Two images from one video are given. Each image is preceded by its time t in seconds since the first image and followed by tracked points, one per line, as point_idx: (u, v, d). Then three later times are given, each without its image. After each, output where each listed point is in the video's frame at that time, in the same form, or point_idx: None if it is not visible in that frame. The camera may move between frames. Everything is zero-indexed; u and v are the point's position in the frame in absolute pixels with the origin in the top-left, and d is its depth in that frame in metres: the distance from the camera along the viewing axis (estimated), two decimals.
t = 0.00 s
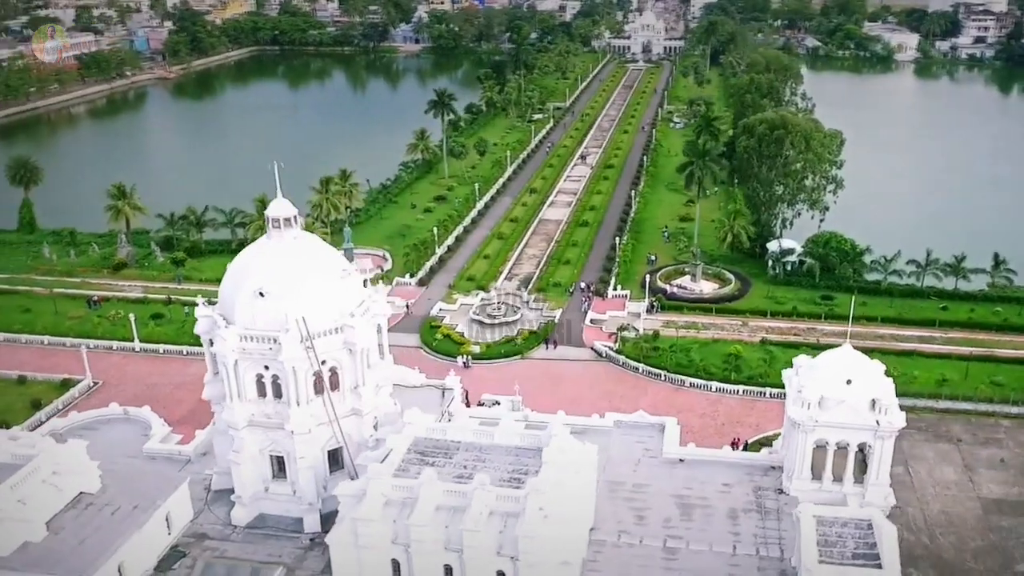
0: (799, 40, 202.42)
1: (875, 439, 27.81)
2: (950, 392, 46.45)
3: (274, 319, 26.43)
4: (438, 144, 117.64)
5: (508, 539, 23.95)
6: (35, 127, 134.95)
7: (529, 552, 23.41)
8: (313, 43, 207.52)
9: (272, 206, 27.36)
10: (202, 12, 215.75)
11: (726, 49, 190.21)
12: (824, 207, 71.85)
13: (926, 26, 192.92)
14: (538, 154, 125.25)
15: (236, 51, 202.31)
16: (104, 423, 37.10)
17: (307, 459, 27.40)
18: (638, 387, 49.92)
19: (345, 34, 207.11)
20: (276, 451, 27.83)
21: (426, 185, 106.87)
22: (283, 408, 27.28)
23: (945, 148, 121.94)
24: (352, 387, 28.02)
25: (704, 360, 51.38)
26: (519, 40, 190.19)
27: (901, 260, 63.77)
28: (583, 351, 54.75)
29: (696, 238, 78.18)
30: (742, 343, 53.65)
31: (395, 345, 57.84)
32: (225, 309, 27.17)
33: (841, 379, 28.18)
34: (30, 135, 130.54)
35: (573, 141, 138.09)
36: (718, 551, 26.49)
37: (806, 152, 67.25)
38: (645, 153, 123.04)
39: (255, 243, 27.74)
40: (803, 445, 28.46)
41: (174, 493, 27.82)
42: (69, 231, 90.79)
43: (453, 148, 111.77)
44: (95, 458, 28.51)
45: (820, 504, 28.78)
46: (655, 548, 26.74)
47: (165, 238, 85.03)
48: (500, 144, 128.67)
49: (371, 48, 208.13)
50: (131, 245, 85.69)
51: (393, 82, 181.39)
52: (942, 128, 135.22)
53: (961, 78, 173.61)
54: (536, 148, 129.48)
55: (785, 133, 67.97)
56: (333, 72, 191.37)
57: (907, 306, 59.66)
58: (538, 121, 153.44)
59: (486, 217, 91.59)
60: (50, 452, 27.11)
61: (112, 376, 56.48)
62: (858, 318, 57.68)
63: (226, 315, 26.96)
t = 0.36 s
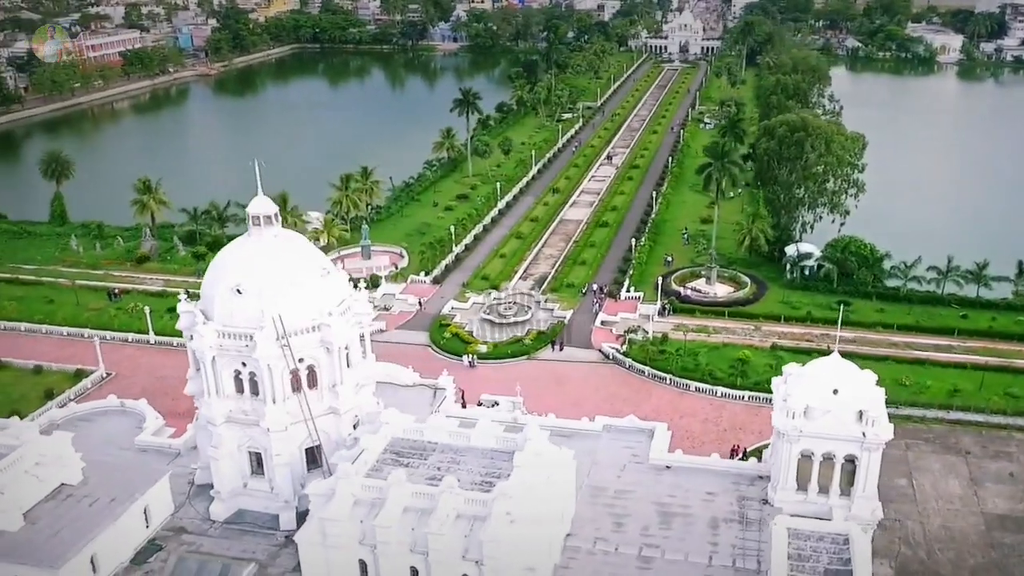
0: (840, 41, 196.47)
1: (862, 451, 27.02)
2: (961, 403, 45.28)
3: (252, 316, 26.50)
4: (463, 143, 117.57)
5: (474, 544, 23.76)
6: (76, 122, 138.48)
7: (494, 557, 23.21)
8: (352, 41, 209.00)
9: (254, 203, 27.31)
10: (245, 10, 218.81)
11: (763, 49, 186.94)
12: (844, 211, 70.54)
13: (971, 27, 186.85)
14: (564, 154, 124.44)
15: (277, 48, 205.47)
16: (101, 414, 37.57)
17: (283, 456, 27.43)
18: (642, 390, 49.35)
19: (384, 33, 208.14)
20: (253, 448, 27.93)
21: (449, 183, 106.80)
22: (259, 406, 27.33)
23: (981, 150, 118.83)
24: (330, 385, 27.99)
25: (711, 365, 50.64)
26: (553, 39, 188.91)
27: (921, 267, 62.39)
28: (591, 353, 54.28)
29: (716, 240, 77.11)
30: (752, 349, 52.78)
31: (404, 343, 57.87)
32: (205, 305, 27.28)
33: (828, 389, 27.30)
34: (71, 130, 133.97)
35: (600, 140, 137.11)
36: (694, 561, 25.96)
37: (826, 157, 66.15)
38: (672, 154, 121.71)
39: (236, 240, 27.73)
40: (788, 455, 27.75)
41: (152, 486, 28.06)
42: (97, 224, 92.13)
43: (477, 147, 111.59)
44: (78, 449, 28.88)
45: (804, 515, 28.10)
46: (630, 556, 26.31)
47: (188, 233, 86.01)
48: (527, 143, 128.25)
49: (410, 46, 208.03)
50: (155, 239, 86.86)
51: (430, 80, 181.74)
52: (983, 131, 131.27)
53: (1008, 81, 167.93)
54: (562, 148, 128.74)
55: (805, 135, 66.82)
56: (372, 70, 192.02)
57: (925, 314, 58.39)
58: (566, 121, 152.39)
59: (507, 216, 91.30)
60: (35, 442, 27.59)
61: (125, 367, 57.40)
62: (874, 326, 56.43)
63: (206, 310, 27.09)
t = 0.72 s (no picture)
0: (869, 41, 192.03)
1: (840, 461, 26.43)
2: (963, 412, 44.35)
3: (224, 315, 26.50)
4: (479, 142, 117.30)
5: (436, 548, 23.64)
6: (106, 118, 140.53)
7: (455, 561, 23.06)
8: (380, 40, 209.36)
9: (228, 201, 27.24)
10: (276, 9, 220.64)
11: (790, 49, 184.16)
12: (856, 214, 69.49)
13: (1005, 28, 182.47)
14: (581, 154, 123.65)
15: (306, 46, 207.08)
16: (91, 409, 37.78)
17: (254, 455, 27.41)
18: (639, 393, 48.86)
19: (411, 32, 208.49)
20: (226, 446, 27.92)
21: (463, 182, 106.59)
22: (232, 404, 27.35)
23: (1007, 152, 116.27)
24: (304, 385, 27.92)
25: (711, 369, 50.08)
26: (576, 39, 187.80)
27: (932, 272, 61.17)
28: (590, 355, 53.82)
29: (726, 242, 76.26)
30: (753, 354, 52.11)
31: (405, 343, 57.79)
32: (179, 302, 27.31)
33: (806, 398, 26.76)
34: (96, 126, 135.86)
35: (619, 141, 136.11)
36: (663, 570, 25.56)
37: (836, 160, 65.33)
38: (689, 155, 120.58)
39: (211, 239, 27.71)
40: (765, 464, 27.21)
41: (126, 482, 28.11)
42: (113, 219, 92.91)
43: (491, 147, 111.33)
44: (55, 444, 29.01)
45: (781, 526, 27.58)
46: (600, 563, 25.94)
47: (200, 229, 86.49)
48: (544, 143, 127.59)
49: (437, 45, 208.20)
50: (168, 235, 87.48)
51: (457, 79, 181.98)
52: (1010, 134, 128.15)
53: None
54: (579, 148, 127.90)
55: (814, 137, 65.93)
56: (400, 68, 192.24)
57: (934, 320, 57.32)
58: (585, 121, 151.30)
59: (517, 216, 90.90)
60: (11, 435, 27.31)
61: (128, 361, 57.79)
62: (880, 331, 55.43)
63: (180, 308, 27.14)
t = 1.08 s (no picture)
0: (899, 41, 188.64)
1: (812, 473, 25.79)
2: (961, 423, 43.36)
3: (190, 315, 26.44)
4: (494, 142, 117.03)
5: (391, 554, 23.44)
6: (134, 115, 142.01)
7: (408, 567, 22.84)
8: (407, 39, 209.47)
9: (198, 202, 27.13)
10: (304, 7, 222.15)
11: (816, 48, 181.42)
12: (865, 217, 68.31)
13: None
14: (598, 154, 122.82)
15: (334, 45, 208.45)
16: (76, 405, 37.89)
17: (220, 455, 27.35)
18: (632, 397, 48.33)
19: (438, 31, 208.53)
20: (193, 445, 27.90)
21: (476, 182, 106.28)
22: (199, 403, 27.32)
23: None
24: (271, 386, 27.81)
25: (707, 374, 49.49)
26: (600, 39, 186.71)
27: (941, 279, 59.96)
28: (587, 357, 53.34)
29: (734, 245, 75.37)
30: (751, 359, 51.38)
31: (403, 342, 57.72)
32: (148, 301, 27.27)
33: (778, 408, 26.22)
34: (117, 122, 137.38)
35: (637, 141, 135.05)
36: None
37: (844, 163, 64.30)
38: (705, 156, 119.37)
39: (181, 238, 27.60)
40: (736, 475, 26.71)
41: (97, 479, 28.19)
42: (127, 215, 93.70)
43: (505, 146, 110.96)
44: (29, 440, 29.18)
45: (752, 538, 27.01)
46: (563, 571, 25.54)
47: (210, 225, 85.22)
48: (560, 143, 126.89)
49: (463, 44, 208.12)
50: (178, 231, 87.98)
51: (482, 78, 181.98)
52: None
53: None
54: (596, 148, 126.98)
55: (822, 140, 64.89)
56: (426, 67, 192.40)
57: (941, 327, 56.24)
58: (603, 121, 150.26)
59: (527, 216, 90.51)
60: None
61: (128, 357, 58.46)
62: (884, 338, 54.43)
63: (148, 307, 27.11)
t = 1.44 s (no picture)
0: (924, 41, 185.09)
1: (776, 483, 25.20)
2: (954, 431, 42.48)
3: (151, 314, 26.31)
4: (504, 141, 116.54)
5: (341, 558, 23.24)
6: (154, 112, 142.85)
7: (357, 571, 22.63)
8: (428, 37, 209.20)
9: (162, 201, 26.91)
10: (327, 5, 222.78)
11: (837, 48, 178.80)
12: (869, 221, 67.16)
13: None
14: (609, 154, 121.92)
15: (356, 42, 208.88)
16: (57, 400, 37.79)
17: (181, 455, 27.21)
18: (621, 400, 47.83)
19: (459, 29, 207.96)
20: (156, 444, 27.81)
21: (483, 181, 105.87)
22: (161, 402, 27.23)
23: None
24: (234, 386, 27.66)
25: (698, 378, 48.88)
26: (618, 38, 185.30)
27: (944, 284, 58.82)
28: (579, 359, 52.84)
29: (738, 247, 74.45)
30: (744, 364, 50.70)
31: (396, 342, 57.51)
32: (111, 299, 27.15)
33: (744, 416, 25.63)
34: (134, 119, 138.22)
35: (649, 141, 133.97)
36: None
37: (847, 165, 63.21)
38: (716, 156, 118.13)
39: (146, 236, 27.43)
40: (701, 483, 26.18)
41: (63, 477, 28.15)
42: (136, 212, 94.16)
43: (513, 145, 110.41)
44: None
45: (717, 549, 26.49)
46: None
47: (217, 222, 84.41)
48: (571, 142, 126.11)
49: (484, 41, 207.40)
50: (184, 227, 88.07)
51: (502, 76, 181.63)
52: None
53: None
54: (607, 148, 126.06)
55: (825, 142, 63.93)
56: (447, 65, 192.05)
57: (942, 333, 55.25)
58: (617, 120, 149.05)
59: (532, 216, 90.01)
60: None
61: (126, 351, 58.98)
62: (882, 344, 53.51)
63: (111, 305, 26.99)
